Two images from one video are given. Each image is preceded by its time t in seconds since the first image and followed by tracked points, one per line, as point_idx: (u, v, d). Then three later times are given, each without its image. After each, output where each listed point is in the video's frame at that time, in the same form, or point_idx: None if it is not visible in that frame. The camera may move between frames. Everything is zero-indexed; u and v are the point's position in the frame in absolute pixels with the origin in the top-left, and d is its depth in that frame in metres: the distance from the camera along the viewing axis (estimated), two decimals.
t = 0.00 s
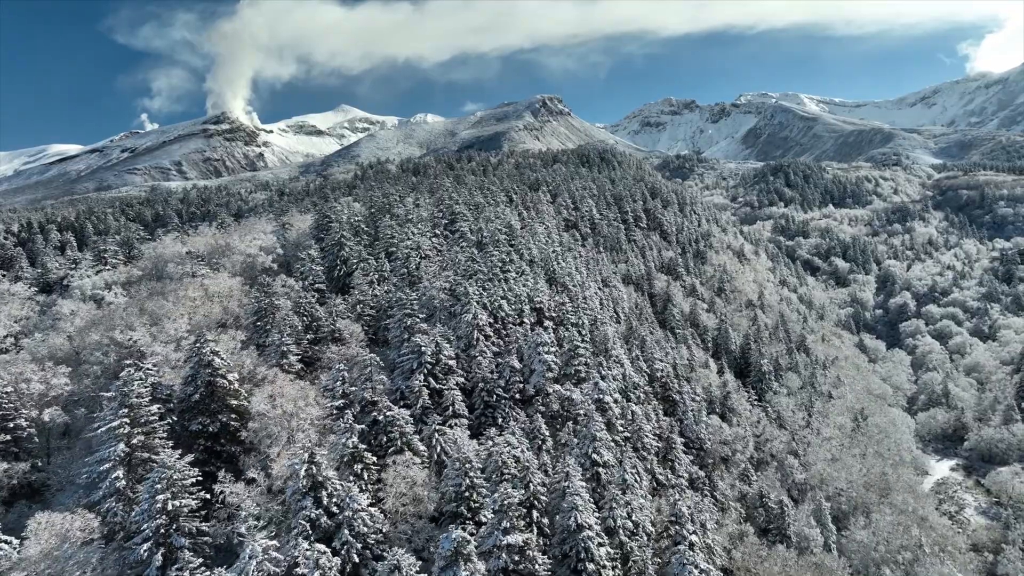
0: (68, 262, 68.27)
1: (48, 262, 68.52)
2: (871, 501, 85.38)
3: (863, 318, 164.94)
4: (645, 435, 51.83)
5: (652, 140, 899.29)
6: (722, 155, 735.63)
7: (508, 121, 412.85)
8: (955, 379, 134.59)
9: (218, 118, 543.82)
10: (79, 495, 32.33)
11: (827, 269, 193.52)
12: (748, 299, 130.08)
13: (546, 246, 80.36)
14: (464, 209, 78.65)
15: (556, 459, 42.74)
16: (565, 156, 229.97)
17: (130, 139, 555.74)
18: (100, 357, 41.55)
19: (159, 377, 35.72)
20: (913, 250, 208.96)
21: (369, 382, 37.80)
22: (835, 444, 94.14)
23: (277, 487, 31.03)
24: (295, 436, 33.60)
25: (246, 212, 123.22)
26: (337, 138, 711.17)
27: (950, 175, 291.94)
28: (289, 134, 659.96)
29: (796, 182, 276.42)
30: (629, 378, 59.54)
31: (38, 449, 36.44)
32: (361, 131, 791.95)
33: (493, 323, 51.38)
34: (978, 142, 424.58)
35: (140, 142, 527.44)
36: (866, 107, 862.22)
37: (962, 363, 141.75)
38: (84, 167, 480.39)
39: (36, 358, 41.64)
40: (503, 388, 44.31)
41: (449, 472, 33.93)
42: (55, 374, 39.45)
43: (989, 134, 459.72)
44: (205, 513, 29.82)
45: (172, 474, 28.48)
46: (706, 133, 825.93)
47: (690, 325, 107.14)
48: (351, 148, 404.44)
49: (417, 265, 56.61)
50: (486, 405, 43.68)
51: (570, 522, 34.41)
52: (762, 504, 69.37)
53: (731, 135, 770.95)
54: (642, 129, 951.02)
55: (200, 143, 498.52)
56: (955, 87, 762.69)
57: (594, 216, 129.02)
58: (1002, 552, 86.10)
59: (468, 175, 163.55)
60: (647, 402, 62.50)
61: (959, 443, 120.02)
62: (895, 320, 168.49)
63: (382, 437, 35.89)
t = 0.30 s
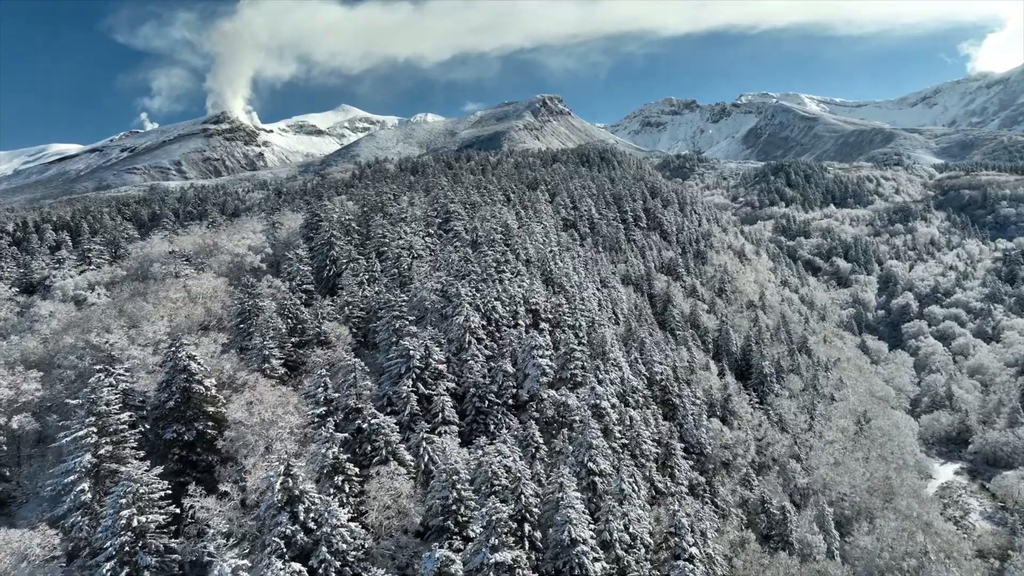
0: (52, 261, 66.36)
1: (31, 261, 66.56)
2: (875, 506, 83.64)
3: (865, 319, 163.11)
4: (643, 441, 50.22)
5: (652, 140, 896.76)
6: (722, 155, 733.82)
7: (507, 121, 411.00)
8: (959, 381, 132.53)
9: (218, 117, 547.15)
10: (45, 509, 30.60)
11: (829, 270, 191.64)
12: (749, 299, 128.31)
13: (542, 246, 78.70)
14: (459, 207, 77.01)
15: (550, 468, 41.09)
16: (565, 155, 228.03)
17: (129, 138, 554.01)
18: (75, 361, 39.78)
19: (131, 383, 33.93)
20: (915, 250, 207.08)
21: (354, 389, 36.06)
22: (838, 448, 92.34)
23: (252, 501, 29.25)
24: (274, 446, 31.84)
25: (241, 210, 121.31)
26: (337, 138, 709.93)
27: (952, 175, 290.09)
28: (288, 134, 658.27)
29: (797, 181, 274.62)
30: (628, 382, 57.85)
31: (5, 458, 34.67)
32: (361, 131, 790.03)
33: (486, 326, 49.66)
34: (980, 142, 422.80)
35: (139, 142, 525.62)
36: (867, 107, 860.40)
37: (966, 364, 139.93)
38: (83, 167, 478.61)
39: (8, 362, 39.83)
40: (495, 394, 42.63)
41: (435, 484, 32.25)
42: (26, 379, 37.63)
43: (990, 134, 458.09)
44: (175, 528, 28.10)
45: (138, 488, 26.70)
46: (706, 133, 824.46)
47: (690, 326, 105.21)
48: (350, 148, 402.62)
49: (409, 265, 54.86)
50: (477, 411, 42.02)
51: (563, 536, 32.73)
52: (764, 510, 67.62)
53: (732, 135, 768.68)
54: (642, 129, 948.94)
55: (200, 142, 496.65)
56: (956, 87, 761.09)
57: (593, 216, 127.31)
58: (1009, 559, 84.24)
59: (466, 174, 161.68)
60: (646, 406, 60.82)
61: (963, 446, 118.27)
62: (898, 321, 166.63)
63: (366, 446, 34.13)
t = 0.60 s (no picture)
0: (35, 261, 64.42)
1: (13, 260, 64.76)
2: (879, 512, 81.88)
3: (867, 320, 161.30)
4: (641, 448, 48.46)
5: (653, 140, 894.31)
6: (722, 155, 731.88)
7: (507, 120, 409.34)
8: (962, 383, 130.64)
9: (218, 116, 546.34)
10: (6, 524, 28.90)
11: (830, 270, 189.77)
12: (750, 300, 126.48)
13: (539, 246, 76.90)
14: (453, 206, 75.26)
15: (544, 478, 39.31)
16: (564, 155, 226.21)
17: (128, 138, 552.29)
18: (46, 366, 38.00)
19: (99, 390, 32.19)
20: (918, 250, 205.08)
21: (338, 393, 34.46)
22: (841, 451, 90.47)
23: (222, 517, 27.59)
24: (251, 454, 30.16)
25: (235, 209, 119.54)
26: (337, 138, 708.45)
27: (954, 175, 288.31)
28: (288, 134, 656.68)
29: (798, 181, 272.82)
30: (626, 387, 56.05)
31: None
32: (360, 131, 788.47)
33: (478, 329, 47.81)
34: (981, 142, 421.02)
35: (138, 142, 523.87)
36: (867, 107, 858.67)
37: (970, 366, 137.83)
38: (82, 167, 476.90)
39: None
40: (487, 400, 40.84)
41: (420, 496, 30.51)
42: None
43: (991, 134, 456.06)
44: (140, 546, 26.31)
45: (99, 504, 24.94)
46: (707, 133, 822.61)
47: (691, 327, 103.05)
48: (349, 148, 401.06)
49: (400, 265, 53.17)
50: (468, 418, 40.27)
51: (556, 552, 30.93)
52: (766, 516, 65.83)
53: (733, 135, 766.70)
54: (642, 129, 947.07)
55: (199, 141, 495.19)
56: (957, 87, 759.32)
57: (592, 215, 125.60)
58: (1016, 566, 82.41)
59: (464, 173, 159.89)
60: (645, 410, 59.10)
61: (967, 449, 116.46)
62: (900, 322, 164.86)
63: (349, 456, 32.46)
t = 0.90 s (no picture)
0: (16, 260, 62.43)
1: None
2: (883, 518, 80.04)
3: (869, 321, 159.45)
4: (640, 455, 46.65)
5: (654, 140, 892.39)
6: (722, 155, 729.69)
7: (507, 120, 407.56)
8: (966, 385, 128.78)
9: (218, 116, 544.81)
10: None
11: (832, 270, 187.83)
12: (751, 301, 124.52)
13: (535, 246, 75.08)
14: (447, 205, 73.43)
15: (537, 489, 37.56)
16: (564, 154, 224.38)
17: (128, 137, 550.56)
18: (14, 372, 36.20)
19: (62, 397, 30.43)
20: (920, 250, 203.05)
21: (319, 400, 32.71)
22: (844, 455, 88.54)
23: (189, 536, 25.83)
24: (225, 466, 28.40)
25: (229, 208, 117.52)
26: (337, 138, 706.91)
27: (956, 175, 286.33)
28: (287, 134, 654.93)
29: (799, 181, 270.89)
30: (624, 391, 54.26)
31: None
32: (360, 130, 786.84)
33: (469, 332, 45.93)
34: (983, 142, 419.08)
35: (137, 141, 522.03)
36: (868, 107, 856.76)
37: (973, 368, 135.82)
38: (82, 166, 475.71)
39: None
40: (477, 406, 39.04)
41: (404, 511, 28.79)
42: None
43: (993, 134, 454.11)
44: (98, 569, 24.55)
45: (53, 522, 23.15)
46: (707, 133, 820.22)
47: (691, 328, 100.92)
48: (348, 147, 399.21)
49: (390, 265, 51.39)
50: (458, 426, 38.52)
51: (547, 571, 29.16)
52: (769, 524, 63.95)
53: (733, 135, 764.45)
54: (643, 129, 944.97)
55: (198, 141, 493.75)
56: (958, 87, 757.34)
57: (591, 215, 123.74)
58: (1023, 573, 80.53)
59: (462, 171, 157.94)
60: (644, 416, 57.38)
61: (972, 453, 114.66)
62: (902, 323, 163.01)
63: (328, 467, 30.68)
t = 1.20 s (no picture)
0: None
1: None
2: (887, 524, 78.26)
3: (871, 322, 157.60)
4: (637, 463, 44.89)
5: (654, 140, 890.13)
6: (723, 155, 727.58)
7: (507, 119, 405.74)
8: (970, 388, 126.87)
9: (218, 115, 543.18)
10: None
11: (834, 271, 185.95)
12: (752, 302, 122.58)
13: (532, 246, 73.26)
14: (441, 203, 71.67)
15: (529, 501, 35.83)
16: (564, 154, 222.47)
17: (127, 137, 548.69)
18: None
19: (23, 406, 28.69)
20: (922, 251, 201.14)
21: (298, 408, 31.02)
22: (847, 460, 86.64)
23: (150, 556, 24.14)
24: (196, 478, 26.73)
25: (223, 206, 115.58)
26: (337, 138, 705.34)
27: (958, 175, 284.22)
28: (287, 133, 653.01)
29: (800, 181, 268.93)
30: (621, 396, 52.53)
31: None
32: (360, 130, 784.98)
33: (460, 335, 44.14)
34: (984, 142, 416.97)
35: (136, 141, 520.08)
36: (869, 107, 854.21)
37: (977, 370, 133.96)
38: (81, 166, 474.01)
39: None
40: (467, 413, 37.30)
41: (383, 529, 27.02)
42: None
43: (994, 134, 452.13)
44: None
45: None
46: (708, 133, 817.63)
47: (691, 330, 99.00)
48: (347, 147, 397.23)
49: (379, 266, 49.60)
50: (446, 434, 36.80)
51: None
52: (771, 531, 62.18)
53: (734, 135, 762.16)
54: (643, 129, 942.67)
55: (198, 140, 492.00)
56: (959, 87, 754.89)
57: (590, 214, 121.88)
58: None
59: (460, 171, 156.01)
60: (642, 421, 55.63)
61: (976, 456, 112.76)
62: (905, 324, 161.16)
63: (305, 480, 28.98)
